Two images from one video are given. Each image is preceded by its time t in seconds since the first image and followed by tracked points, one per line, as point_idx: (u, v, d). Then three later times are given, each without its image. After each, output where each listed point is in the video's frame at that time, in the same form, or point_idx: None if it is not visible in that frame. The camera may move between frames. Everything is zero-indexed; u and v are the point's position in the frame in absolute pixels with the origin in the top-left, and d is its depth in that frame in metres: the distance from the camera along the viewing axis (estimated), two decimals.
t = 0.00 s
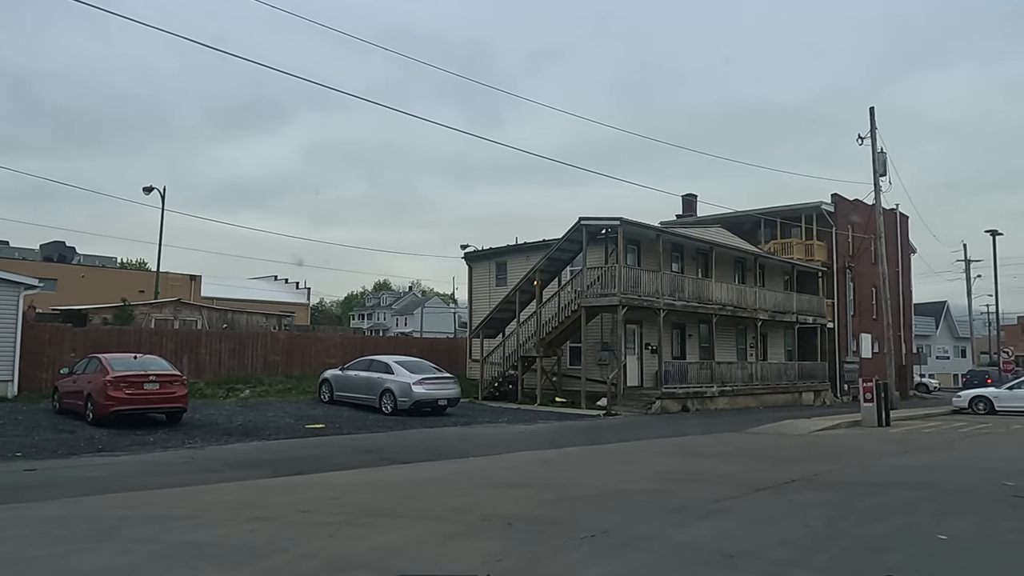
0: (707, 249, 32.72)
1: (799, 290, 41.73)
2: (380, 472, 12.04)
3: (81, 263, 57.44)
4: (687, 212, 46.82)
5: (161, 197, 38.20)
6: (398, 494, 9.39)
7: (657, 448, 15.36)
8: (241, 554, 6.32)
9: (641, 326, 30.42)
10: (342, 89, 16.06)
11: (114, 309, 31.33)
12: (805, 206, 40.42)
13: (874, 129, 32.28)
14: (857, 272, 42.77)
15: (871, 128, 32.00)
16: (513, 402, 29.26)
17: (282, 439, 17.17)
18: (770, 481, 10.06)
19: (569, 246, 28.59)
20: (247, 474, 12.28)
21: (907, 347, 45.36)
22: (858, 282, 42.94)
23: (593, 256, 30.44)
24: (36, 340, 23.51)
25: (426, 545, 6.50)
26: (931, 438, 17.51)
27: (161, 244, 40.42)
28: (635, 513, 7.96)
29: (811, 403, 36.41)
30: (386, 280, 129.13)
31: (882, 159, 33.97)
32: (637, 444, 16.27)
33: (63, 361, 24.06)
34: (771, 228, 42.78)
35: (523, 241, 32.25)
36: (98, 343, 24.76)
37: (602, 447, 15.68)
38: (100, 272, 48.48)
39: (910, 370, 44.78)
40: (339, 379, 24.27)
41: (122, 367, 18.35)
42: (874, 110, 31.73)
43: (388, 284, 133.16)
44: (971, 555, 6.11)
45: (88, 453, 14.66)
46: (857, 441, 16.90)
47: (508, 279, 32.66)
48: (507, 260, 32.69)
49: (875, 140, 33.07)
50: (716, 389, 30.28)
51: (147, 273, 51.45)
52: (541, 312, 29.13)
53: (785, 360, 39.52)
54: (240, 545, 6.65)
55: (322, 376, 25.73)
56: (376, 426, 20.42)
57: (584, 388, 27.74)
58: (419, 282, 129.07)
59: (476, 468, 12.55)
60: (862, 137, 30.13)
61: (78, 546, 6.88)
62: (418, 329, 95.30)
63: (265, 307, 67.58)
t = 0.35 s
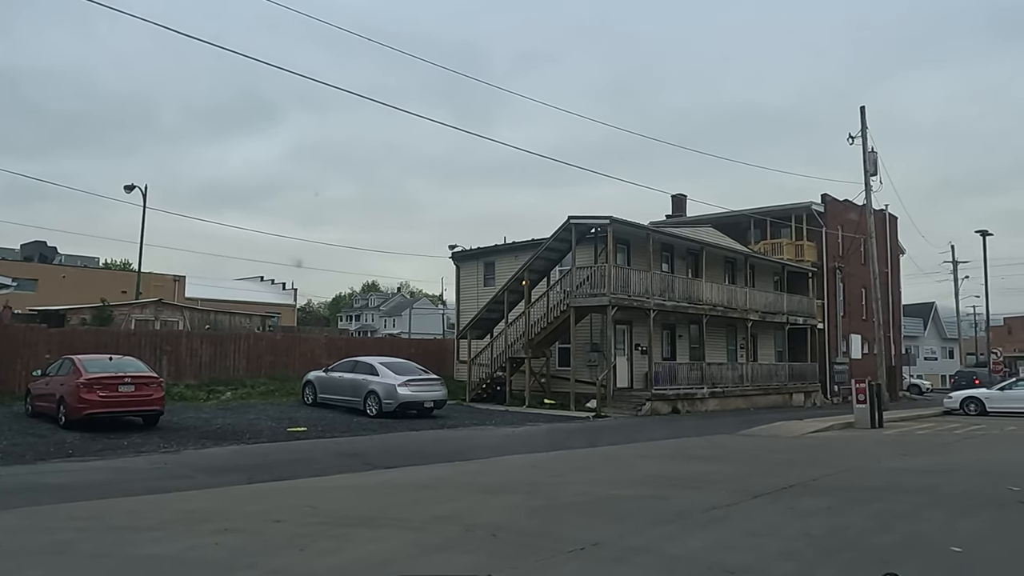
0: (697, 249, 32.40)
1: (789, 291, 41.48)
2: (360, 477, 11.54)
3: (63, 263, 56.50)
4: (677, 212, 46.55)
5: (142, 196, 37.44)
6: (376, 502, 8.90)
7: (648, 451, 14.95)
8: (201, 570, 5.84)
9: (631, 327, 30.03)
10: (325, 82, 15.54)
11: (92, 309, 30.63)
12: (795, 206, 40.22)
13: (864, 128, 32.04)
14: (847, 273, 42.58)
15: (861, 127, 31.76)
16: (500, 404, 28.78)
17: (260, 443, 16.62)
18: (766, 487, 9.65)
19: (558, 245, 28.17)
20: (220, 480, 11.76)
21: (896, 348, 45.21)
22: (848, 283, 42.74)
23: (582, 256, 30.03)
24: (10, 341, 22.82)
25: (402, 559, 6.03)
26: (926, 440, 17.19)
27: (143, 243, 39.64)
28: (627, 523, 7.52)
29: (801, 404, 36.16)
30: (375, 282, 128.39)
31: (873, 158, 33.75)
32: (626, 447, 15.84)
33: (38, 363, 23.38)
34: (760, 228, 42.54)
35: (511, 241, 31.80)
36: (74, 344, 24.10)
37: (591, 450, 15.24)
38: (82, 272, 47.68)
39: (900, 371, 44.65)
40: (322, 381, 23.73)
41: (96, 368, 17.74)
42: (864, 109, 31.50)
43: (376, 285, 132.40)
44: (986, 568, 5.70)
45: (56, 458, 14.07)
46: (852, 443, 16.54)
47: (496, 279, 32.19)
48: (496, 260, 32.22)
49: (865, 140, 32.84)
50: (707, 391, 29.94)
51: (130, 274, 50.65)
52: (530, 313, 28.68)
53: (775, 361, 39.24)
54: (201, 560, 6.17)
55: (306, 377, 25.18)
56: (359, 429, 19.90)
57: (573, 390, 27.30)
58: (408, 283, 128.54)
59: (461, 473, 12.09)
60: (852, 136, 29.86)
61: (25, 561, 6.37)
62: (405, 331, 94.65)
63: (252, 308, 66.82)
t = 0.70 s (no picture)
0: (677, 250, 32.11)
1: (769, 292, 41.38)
2: (327, 485, 11.00)
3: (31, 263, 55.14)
4: (657, 213, 46.36)
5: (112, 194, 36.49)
6: (342, 513, 8.39)
7: (628, 455, 14.54)
8: None
9: (611, 329, 29.64)
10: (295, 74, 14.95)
11: (57, 310, 29.69)
12: (775, 207, 40.15)
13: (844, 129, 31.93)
14: (826, 275, 42.57)
15: (841, 128, 31.67)
16: (478, 407, 28.28)
17: (227, 448, 16.00)
18: (752, 493, 9.26)
19: (537, 246, 27.72)
20: (180, 489, 11.17)
21: (874, 350, 45.31)
22: (827, 285, 42.74)
23: (562, 257, 29.61)
24: None
25: None
26: (908, 442, 16.96)
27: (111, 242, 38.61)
28: (607, 535, 7.08)
29: (781, 406, 36.00)
30: (353, 284, 127.28)
31: (852, 160, 33.70)
32: (606, 451, 15.42)
33: None
34: (740, 230, 42.43)
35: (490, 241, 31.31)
36: (35, 346, 23.25)
37: (570, 454, 14.78)
38: (51, 272, 46.51)
39: (878, 372, 44.75)
40: (295, 384, 23.09)
41: (55, 371, 17.00)
42: (844, 111, 31.42)
43: (355, 287, 131.31)
44: None
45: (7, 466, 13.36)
46: (834, 446, 16.27)
47: (475, 280, 31.69)
48: (474, 260, 31.71)
49: (845, 141, 32.77)
50: (687, 393, 29.65)
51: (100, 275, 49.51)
52: (508, 314, 28.20)
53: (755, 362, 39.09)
54: None
55: (278, 380, 24.51)
56: (332, 433, 19.31)
57: (552, 392, 26.87)
58: (387, 286, 127.64)
59: (434, 480, 11.58)
60: (832, 138, 29.79)
61: None
62: (384, 333, 93.79)
63: (227, 309, 65.73)
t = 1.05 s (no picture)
0: (650, 251, 31.86)
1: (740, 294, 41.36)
2: (284, 493, 10.45)
3: None
4: (630, 214, 46.20)
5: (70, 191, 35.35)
6: (295, 525, 7.87)
7: (600, 459, 14.15)
8: None
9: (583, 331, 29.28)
10: (256, 63, 14.31)
11: (10, 310, 28.59)
12: (747, 209, 40.15)
13: (815, 131, 31.95)
14: (797, 277, 42.69)
15: (813, 130, 31.69)
16: (448, 409, 27.74)
17: (182, 454, 15.31)
18: (727, 500, 8.90)
19: (509, 246, 27.26)
20: (126, 498, 10.54)
21: (844, 351, 45.54)
22: (798, 287, 42.84)
23: (534, 257, 29.18)
24: None
25: None
26: (881, 444, 16.79)
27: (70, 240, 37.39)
28: (576, 547, 6.66)
29: (753, 408, 35.96)
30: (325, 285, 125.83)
31: (824, 162, 33.75)
32: (577, 455, 15.02)
33: None
34: (713, 231, 42.39)
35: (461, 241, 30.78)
36: None
37: (540, 459, 14.34)
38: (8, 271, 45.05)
39: (848, 374, 45.00)
40: (258, 386, 22.37)
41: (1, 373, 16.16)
42: (815, 113, 31.42)
43: (327, 288, 129.86)
44: None
45: None
46: (807, 448, 16.04)
47: (445, 280, 31.14)
48: (445, 260, 31.16)
49: (817, 143, 32.79)
50: (659, 395, 29.39)
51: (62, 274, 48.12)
52: (479, 315, 27.71)
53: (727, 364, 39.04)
54: None
55: (240, 383, 23.76)
56: (295, 437, 18.67)
57: (524, 395, 26.43)
58: (359, 287, 126.45)
59: (397, 488, 11.07)
60: (804, 140, 29.77)
61: None
62: (356, 335, 92.76)
63: (193, 311, 64.36)
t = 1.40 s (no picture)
0: (617, 251, 31.60)
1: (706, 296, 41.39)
2: (228, 502, 9.85)
3: None
4: (597, 215, 46.02)
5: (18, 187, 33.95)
6: (233, 540, 7.33)
7: (563, 463, 13.76)
8: None
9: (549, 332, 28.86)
10: (206, 51, 13.65)
11: None
12: (713, 211, 40.21)
13: (780, 134, 31.98)
14: (762, 280, 42.87)
15: (778, 132, 31.74)
16: (411, 412, 27.16)
17: (126, 461, 14.56)
18: (692, 507, 8.55)
19: (474, 245, 26.76)
20: (57, 509, 9.86)
21: (808, 353, 45.82)
22: (763, 289, 43.03)
23: (500, 257, 28.72)
24: None
25: None
26: (847, 446, 16.65)
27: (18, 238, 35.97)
28: (533, 561, 6.23)
29: (719, 410, 35.94)
30: (289, 286, 123.95)
31: (789, 164, 33.85)
32: (540, 459, 14.60)
33: None
34: (679, 233, 42.38)
35: (425, 240, 30.21)
36: None
37: (502, 464, 13.87)
38: None
39: (811, 376, 45.31)
40: (212, 389, 21.57)
41: None
42: (780, 115, 31.47)
43: (292, 289, 127.92)
44: None
45: None
46: (773, 451, 15.82)
47: (410, 280, 30.53)
48: (409, 260, 30.56)
49: (782, 145, 32.85)
50: (625, 397, 29.13)
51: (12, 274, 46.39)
52: (443, 316, 27.18)
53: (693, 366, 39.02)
54: None
55: (194, 385, 22.91)
56: (249, 442, 17.97)
57: (488, 397, 25.96)
58: (325, 288, 124.83)
59: (349, 496, 10.51)
60: (770, 142, 29.72)
61: None
62: (320, 336, 91.36)
63: (152, 312, 62.68)
